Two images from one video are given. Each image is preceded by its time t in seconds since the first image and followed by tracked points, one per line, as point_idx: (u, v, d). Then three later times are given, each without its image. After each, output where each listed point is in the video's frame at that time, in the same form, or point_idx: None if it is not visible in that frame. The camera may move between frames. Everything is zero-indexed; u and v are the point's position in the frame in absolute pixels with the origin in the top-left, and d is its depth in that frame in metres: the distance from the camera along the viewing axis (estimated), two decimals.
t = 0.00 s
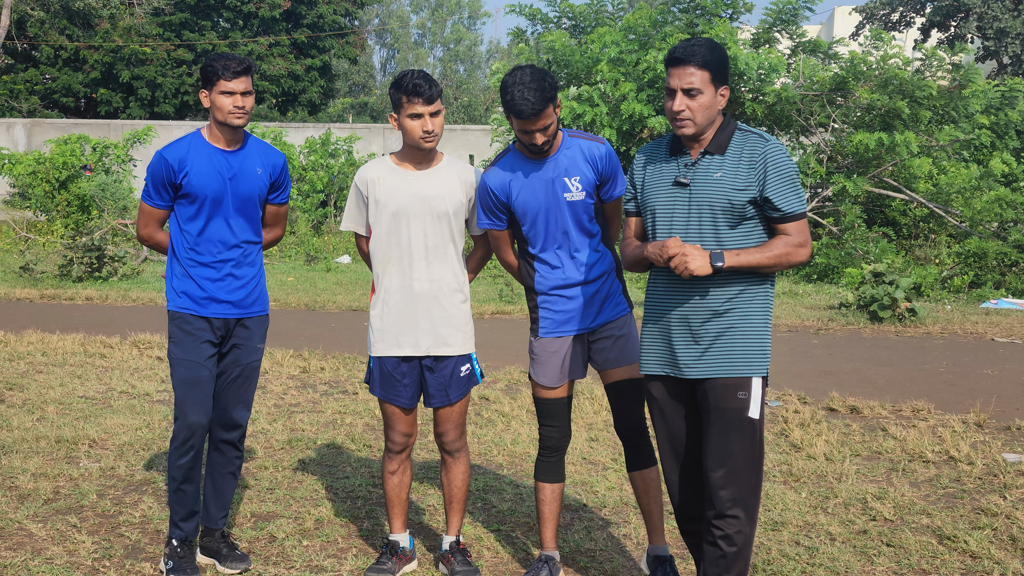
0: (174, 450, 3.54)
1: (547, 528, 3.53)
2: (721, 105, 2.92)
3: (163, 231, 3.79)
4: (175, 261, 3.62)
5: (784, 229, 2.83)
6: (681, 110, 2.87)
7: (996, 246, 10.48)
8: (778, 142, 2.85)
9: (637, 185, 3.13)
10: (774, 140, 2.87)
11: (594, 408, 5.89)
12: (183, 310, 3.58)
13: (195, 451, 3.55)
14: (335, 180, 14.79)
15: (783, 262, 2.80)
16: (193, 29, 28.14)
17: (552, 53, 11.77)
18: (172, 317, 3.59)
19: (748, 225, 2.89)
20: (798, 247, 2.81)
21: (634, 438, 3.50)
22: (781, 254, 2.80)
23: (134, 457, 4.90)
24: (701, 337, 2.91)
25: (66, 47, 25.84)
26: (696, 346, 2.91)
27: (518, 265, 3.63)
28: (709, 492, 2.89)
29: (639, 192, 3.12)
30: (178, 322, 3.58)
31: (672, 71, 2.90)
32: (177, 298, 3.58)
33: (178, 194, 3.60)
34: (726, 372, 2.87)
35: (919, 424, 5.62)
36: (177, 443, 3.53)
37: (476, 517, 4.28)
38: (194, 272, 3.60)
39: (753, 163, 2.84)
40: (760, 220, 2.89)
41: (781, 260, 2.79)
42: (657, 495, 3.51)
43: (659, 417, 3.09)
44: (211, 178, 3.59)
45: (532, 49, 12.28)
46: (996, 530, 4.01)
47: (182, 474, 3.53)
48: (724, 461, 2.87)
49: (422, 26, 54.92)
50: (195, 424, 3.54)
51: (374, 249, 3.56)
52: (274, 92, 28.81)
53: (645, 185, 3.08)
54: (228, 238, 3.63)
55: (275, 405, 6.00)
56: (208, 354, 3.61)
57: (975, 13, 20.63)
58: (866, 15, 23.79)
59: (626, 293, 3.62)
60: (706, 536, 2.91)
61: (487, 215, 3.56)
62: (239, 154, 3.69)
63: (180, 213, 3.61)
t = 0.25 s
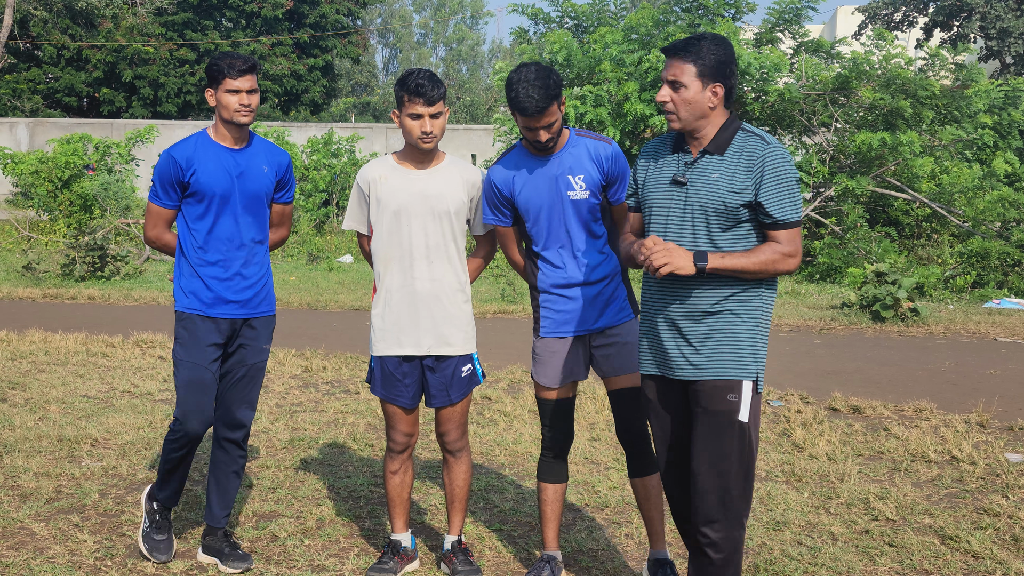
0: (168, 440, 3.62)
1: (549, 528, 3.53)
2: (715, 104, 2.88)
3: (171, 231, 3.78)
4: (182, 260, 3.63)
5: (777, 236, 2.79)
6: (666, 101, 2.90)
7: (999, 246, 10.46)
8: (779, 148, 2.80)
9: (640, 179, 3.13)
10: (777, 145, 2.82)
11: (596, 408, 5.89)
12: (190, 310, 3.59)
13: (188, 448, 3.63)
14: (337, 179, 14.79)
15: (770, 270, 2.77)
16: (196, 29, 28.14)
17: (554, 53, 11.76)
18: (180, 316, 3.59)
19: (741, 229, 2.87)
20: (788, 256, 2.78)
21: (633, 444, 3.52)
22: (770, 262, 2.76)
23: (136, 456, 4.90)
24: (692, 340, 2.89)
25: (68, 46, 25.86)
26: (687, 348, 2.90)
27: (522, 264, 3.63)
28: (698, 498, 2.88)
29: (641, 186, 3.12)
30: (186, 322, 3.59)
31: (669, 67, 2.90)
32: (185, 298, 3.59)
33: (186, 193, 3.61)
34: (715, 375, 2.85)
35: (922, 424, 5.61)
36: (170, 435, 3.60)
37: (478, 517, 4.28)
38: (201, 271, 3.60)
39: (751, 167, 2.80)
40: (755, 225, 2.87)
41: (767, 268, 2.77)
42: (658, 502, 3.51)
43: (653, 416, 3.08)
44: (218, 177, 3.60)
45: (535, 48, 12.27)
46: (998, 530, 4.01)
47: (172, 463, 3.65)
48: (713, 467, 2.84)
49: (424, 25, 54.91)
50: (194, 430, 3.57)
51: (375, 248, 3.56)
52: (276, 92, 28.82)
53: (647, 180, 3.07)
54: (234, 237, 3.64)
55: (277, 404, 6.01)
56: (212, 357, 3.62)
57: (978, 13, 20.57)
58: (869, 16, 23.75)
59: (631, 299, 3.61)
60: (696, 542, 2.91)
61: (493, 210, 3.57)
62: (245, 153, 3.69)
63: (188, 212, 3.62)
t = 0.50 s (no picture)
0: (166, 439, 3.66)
1: (551, 528, 3.53)
2: (708, 96, 2.81)
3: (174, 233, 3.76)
4: (187, 260, 3.62)
5: (769, 238, 2.71)
6: (665, 89, 2.88)
7: (1000, 246, 10.46)
8: (776, 149, 2.71)
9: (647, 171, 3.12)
10: (774, 143, 2.74)
11: (597, 407, 5.89)
12: (196, 310, 3.59)
13: (185, 447, 3.67)
14: (339, 178, 14.78)
15: (764, 269, 2.69)
16: (198, 28, 28.15)
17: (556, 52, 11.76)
18: (185, 316, 3.60)
19: (734, 228, 2.79)
20: (784, 256, 2.69)
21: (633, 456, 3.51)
22: (763, 260, 2.68)
23: (137, 455, 4.90)
24: (679, 340, 2.85)
25: (70, 45, 25.88)
26: (674, 348, 2.87)
27: (538, 259, 3.65)
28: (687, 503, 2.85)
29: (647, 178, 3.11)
30: (191, 323, 3.59)
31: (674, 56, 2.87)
32: (190, 298, 3.59)
33: (190, 193, 3.61)
34: (700, 378, 2.81)
35: (923, 423, 5.60)
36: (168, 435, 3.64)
37: (478, 516, 4.28)
38: (206, 270, 3.60)
39: (745, 166, 2.73)
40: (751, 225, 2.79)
41: (762, 267, 2.68)
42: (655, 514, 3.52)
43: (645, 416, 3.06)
44: (222, 176, 3.60)
45: (536, 47, 12.27)
46: (999, 529, 4.00)
47: (169, 459, 3.69)
48: (702, 472, 2.81)
49: (426, 24, 54.91)
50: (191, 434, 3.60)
51: (376, 247, 3.56)
52: (278, 91, 28.81)
53: (652, 173, 3.06)
54: (239, 236, 3.64)
55: (279, 403, 6.01)
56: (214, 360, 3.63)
57: (980, 12, 20.53)
58: (871, 15, 23.72)
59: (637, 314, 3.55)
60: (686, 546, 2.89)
61: (513, 204, 3.62)
62: (248, 153, 3.70)
63: (192, 212, 3.62)
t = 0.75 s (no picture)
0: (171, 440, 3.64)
1: (552, 527, 3.54)
2: (715, 93, 2.80)
3: (174, 230, 3.76)
4: (186, 258, 3.63)
5: (765, 240, 2.67)
6: (676, 86, 2.89)
7: (1001, 245, 10.45)
8: (775, 151, 2.68)
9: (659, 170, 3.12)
10: (772, 145, 2.70)
11: (598, 407, 5.89)
12: (193, 308, 3.59)
13: (189, 446, 3.65)
14: (340, 177, 14.77)
15: (756, 272, 2.66)
16: (199, 27, 28.14)
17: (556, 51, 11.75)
18: (183, 314, 3.60)
19: (730, 231, 2.77)
20: (778, 259, 2.65)
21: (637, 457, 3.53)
22: (754, 263, 2.65)
23: (138, 454, 4.91)
24: (672, 345, 2.84)
25: (71, 44, 25.90)
26: (667, 352, 2.86)
27: (556, 253, 3.66)
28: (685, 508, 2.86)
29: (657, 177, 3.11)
30: (189, 320, 3.59)
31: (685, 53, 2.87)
32: (188, 296, 3.59)
33: (190, 191, 3.61)
34: (693, 385, 2.79)
35: (924, 423, 5.60)
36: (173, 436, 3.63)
37: (479, 515, 4.28)
38: (206, 268, 3.60)
39: (742, 166, 2.71)
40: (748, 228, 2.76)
41: (752, 269, 2.65)
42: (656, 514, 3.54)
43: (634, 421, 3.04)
44: (222, 174, 3.60)
45: (537, 46, 12.26)
46: (1000, 529, 4.00)
47: (176, 460, 3.67)
48: (698, 477, 2.81)
49: (427, 23, 54.92)
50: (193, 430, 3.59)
51: (377, 245, 3.56)
52: (279, 90, 28.80)
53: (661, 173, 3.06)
54: (239, 234, 3.64)
55: (279, 402, 6.02)
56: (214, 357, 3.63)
57: (981, 11, 20.50)
58: (872, 13, 23.69)
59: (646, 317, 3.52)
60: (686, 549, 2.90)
61: (538, 194, 3.63)
62: (248, 151, 3.70)
63: (192, 210, 3.62)
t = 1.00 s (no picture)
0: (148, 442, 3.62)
1: (552, 527, 3.54)
2: (727, 91, 2.78)
3: (172, 231, 3.76)
4: (185, 258, 3.63)
5: (770, 245, 2.67)
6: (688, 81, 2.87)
7: (1001, 245, 10.46)
8: (784, 155, 2.66)
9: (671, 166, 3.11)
10: (783, 149, 2.68)
11: (597, 407, 5.89)
12: (192, 308, 3.59)
13: (169, 448, 3.64)
14: (339, 177, 14.76)
15: (757, 279, 2.67)
16: (199, 26, 28.13)
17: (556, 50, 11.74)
18: (181, 313, 3.60)
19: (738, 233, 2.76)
20: (780, 266, 2.65)
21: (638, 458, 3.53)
22: (756, 269, 2.65)
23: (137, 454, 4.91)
24: (683, 347, 2.83)
25: (71, 44, 25.89)
26: (676, 354, 2.85)
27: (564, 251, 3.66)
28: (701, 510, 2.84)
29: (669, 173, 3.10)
30: (187, 320, 3.60)
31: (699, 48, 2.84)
32: (187, 296, 3.59)
33: (188, 191, 3.61)
34: (708, 388, 2.78)
35: (923, 423, 5.60)
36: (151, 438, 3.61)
37: (478, 515, 4.28)
38: (204, 268, 3.61)
39: (751, 170, 2.70)
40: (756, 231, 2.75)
41: (755, 275, 2.66)
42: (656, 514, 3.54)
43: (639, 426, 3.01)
44: (220, 174, 3.59)
45: (537, 46, 12.25)
46: (998, 529, 4.01)
47: (151, 466, 3.64)
48: (713, 479, 2.81)
49: (427, 23, 54.92)
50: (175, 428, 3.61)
51: (379, 243, 3.56)
52: (279, 89, 28.78)
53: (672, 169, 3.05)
54: (238, 234, 3.65)
55: (278, 402, 6.02)
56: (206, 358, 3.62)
57: (981, 11, 20.51)
58: (872, 13, 23.68)
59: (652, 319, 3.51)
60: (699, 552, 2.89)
61: (549, 190, 3.62)
62: (245, 151, 3.69)
63: (190, 210, 3.63)
